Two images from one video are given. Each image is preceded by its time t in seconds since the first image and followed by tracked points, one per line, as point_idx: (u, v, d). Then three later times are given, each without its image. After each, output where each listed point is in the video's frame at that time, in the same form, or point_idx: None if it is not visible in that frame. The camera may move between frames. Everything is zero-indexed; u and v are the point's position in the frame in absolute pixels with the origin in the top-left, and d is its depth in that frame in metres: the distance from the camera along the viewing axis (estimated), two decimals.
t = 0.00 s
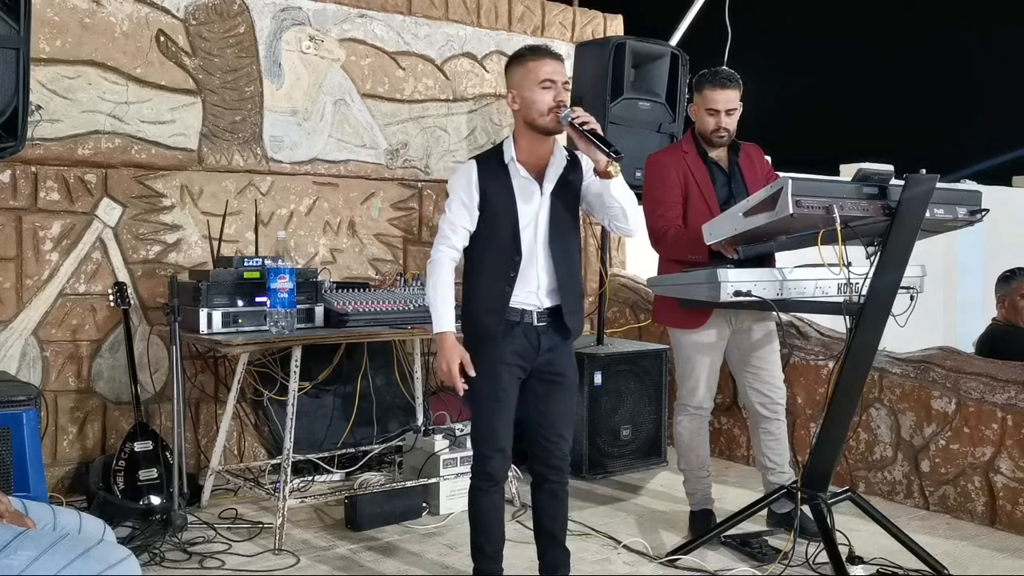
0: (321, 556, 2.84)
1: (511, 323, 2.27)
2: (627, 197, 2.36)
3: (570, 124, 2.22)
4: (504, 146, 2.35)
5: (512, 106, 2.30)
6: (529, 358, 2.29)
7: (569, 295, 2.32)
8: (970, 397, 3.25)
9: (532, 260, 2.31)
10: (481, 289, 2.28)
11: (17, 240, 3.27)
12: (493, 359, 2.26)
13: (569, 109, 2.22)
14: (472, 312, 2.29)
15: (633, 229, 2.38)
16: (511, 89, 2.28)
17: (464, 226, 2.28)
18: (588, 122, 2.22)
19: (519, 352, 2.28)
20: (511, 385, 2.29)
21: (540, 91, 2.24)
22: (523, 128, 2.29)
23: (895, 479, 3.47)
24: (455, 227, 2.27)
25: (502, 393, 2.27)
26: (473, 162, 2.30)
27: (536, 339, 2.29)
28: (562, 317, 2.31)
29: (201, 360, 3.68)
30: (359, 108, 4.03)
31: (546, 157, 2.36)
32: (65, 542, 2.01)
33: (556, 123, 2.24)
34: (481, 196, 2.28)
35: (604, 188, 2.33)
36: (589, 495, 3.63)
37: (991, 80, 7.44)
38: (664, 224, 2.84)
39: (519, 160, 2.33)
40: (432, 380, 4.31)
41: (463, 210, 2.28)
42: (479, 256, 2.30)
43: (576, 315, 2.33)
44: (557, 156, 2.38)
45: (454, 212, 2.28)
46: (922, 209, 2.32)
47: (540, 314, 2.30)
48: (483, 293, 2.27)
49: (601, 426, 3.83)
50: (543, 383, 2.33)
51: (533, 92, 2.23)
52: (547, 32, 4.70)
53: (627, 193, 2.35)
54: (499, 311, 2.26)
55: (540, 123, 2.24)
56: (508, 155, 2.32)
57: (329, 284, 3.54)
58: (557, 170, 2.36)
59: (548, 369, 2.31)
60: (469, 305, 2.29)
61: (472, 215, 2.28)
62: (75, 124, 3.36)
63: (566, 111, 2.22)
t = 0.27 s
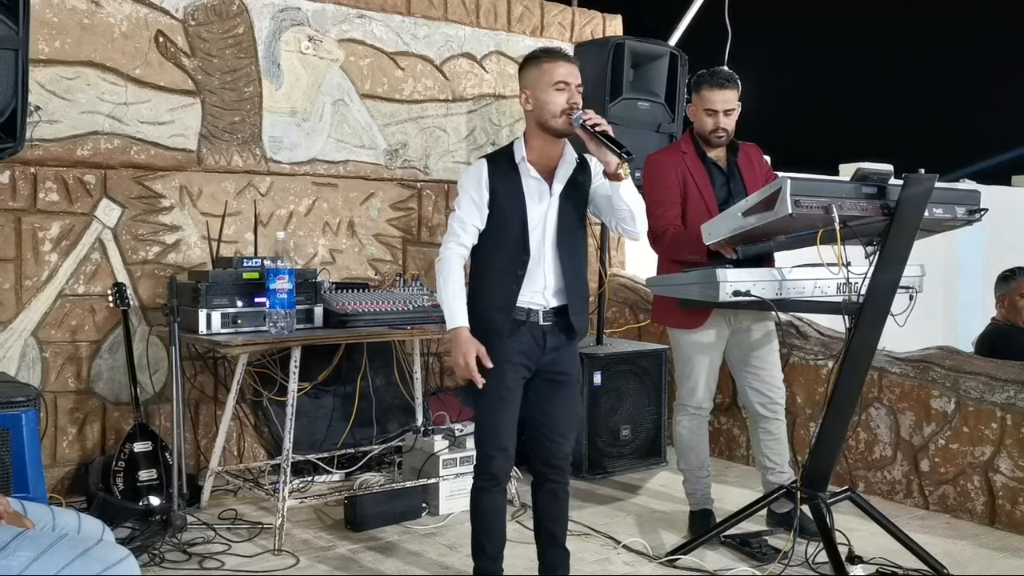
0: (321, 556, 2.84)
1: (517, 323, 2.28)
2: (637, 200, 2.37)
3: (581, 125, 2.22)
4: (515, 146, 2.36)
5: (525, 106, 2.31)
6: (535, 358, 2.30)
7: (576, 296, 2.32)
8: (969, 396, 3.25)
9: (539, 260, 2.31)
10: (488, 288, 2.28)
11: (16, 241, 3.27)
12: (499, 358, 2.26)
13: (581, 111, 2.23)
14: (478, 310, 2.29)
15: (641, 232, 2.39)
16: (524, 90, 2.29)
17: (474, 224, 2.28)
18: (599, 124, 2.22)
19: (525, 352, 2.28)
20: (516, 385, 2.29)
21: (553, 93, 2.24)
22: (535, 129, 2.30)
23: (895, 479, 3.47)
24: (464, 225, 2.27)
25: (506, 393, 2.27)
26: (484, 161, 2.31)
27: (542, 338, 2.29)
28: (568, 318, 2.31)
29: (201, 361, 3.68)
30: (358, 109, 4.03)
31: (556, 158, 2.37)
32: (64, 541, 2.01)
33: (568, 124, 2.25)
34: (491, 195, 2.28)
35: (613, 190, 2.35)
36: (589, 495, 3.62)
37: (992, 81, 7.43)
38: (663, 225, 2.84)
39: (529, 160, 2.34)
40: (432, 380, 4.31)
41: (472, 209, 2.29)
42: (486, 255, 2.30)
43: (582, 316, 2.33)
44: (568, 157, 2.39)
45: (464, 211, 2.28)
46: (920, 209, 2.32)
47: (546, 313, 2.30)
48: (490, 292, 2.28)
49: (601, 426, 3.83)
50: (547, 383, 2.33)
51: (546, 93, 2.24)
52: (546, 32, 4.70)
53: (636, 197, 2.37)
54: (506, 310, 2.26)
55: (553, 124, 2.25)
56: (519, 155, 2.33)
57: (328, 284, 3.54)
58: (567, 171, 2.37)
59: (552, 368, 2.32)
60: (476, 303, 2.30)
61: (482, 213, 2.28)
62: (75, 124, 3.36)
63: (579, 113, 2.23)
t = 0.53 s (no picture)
0: (319, 557, 2.84)
1: (521, 322, 2.27)
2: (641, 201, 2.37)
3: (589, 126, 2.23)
4: (521, 146, 2.37)
5: (533, 106, 2.32)
6: (539, 358, 2.30)
7: (580, 297, 2.32)
8: (966, 396, 3.25)
9: (545, 259, 2.31)
10: (494, 287, 2.28)
11: (13, 243, 3.27)
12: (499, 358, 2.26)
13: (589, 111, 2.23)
14: (484, 309, 2.28)
15: (645, 233, 2.39)
16: (533, 90, 2.29)
17: (480, 221, 2.27)
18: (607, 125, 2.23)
19: (529, 351, 2.28)
20: (519, 386, 2.28)
21: (562, 93, 2.25)
22: (543, 129, 2.31)
23: (892, 478, 3.47)
24: (470, 223, 2.26)
25: (509, 392, 2.27)
26: (491, 159, 2.32)
27: (546, 338, 2.29)
28: (572, 320, 2.31)
29: (198, 362, 3.68)
30: (355, 109, 4.03)
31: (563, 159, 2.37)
32: (61, 543, 2.01)
33: (576, 125, 2.25)
34: (498, 193, 2.28)
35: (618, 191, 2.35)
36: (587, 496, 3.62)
37: (992, 82, 7.44)
38: (660, 225, 2.85)
39: (536, 161, 2.35)
40: (430, 381, 4.32)
41: (478, 206, 2.28)
42: (490, 254, 2.30)
43: (586, 317, 2.34)
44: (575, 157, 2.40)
45: (470, 208, 2.28)
46: (917, 208, 2.31)
47: (550, 314, 2.30)
48: (495, 290, 2.27)
49: (599, 427, 3.83)
50: (549, 383, 2.33)
51: (554, 94, 2.25)
52: (543, 33, 4.71)
53: (640, 198, 2.37)
54: (512, 308, 2.25)
55: (560, 125, 2.25)
56: (525, 155, 2.34)
57: (325, 285, 3.54)
58: (574, 172, 2.37)
59: (554, 369, 2.32)
60: (480, 301, 2.29)
61: (489, 211, 2.28)
62: (71, 125, 3.36)
63: (586, 114, 2.24)
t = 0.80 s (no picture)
0: (317, 558, 2.84)
1: (521, 322, 2.27)
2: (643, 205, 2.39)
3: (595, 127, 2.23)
4: (525, 146, 2.36)
5: (539, 107, 2.32)
6: (538, 358, 2.29)
7: (580, 298, 2.32)
8: (964, 396, 3.25)
9: (545, 260, 2.31)
10: (493, 287, 2.27)
11: (10, 245, 3.27)
12: (498, 359, 2.26)
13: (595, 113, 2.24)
14: (482, 309, 2.28)
15: (646, 237, 2.40)
16: (539, 91, 2.29)
17: (481, 220, 2.27)
18: (613, 127, 2.23)
19: (528, 352, 2.28)
20: (518, 386, 2.28)
21: (568, 95, 2.25)
22: (548, 130, 2.31)
23: (890, 478, 3.47)
24: (471, 221, 2.26)
25: (509, 392, 2.27)
26: (493, 158, 2.32)
27: (545, 338, 2.29)
28: (571, 320, 2.31)
29: (196, 364, 3.68)
30: (352, 110, 4.03)
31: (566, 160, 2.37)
32: (58, 545, 2.00)
33: (581, 126, 2.25)
34: (500, 192, 2.28)
35: (620, 194, 2.37)
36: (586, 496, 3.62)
37: (992, 82, 7.54)
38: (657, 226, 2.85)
39: (539, 161, 2.34)
40: (428, 382, 4.32)
41: (480, 204, 2.28)
42: (490, 254, 2.30)
43: (585, 318, 2.33)
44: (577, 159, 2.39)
45: (472, 206, 2.28)
46: (914, 208, 2.31)
47: (549, 314, 2.29)
48: (494, 290, 2.27)
49: (598, 427, 3.82)
50: (549, 384, 2.33)
51: (561, 94, 2.25)
52: (541, 34, 4.71)
53: (642, 202, 2.38)
54: (510, 309, 2.25)
55: (566, 126, 2.25)
56: (529, 155, 2.34)
57: (323, 287, 3.54)
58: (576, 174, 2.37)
59: (554, 369, 2.32)
60: (480, 302, 2.29)
61: (490, 210, 2.28)
62: (68, 127, 3.36)
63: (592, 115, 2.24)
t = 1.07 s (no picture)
0: (317, 559, 2.84)
1: (518, 322, 2.27)
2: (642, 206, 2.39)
3: (596, 128, 2.24)
4: (525, 146, 2.37)
5: (541, 107, 2.32)
6: (535, 359, 2.29)
7: (578, 298, 2.31)
8: (963, 396, 3.25)
9: (543, 260, 2.30)
10: (490, 287, 2.27)
11: (9, 245, 3.27)
12: (497, 360, 2.26)
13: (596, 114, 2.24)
14: (479, 310, 2.29)
15: (645, 238, 2.40)
16: (541, 90, 2.30)
17: (479, 218, 2.27)
18: (613, 127, 2.24)
19: (525, 352, 2.28)
20: (516, 387, 2.28)
21: (570, 95, 2.25)
22: (549, 130, 2.31)
23: (889, 478, 3.48)
24: (469, 219, 2.26)
25: (507, 393, 2.27)
26: (492, 156, 2.32)
27: (543, 338, 2.28)
28: (568, 321, 2.30)
29: (195, 364, 3.67)
30: (351, 111, 4.03)
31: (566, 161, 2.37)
32: (57, 546, 2.00)
33: (582, 127, 2.25)
34: (498, 190, 2.28)
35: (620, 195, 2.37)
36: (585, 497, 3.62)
37: (991, 81, 7.65)
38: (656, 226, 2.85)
39: (539, 161, 2.34)
40: (427, 382, 4.32)
41: (478, 202, 2.28)
42: (487, 253, 2.30)
43: (582, 319, 2.33)
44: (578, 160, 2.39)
45: (470, 204, 2.28)
46: (914, 208, 2.31)
47: (546, 314, 2.29)
48: (492, 290, 2.27)
49: (597, 427, 3.82)
50: (548, 384, 2.33)
51: (563, 94, 2.25)
52: (540, 34, 4.71)
53: (642, 203, 2.39)
54: (506, 309, 2.25)
55: (567, 126, 2.25)
56: (529, 155, 2.33)
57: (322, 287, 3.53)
58: (576, 174, 2.37)
59: (552, 369, 2.32)
60: (477, 301, 2.29)
61: (488, 208, 2.28)
62: (67, 127, 3.36)
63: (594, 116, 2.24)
